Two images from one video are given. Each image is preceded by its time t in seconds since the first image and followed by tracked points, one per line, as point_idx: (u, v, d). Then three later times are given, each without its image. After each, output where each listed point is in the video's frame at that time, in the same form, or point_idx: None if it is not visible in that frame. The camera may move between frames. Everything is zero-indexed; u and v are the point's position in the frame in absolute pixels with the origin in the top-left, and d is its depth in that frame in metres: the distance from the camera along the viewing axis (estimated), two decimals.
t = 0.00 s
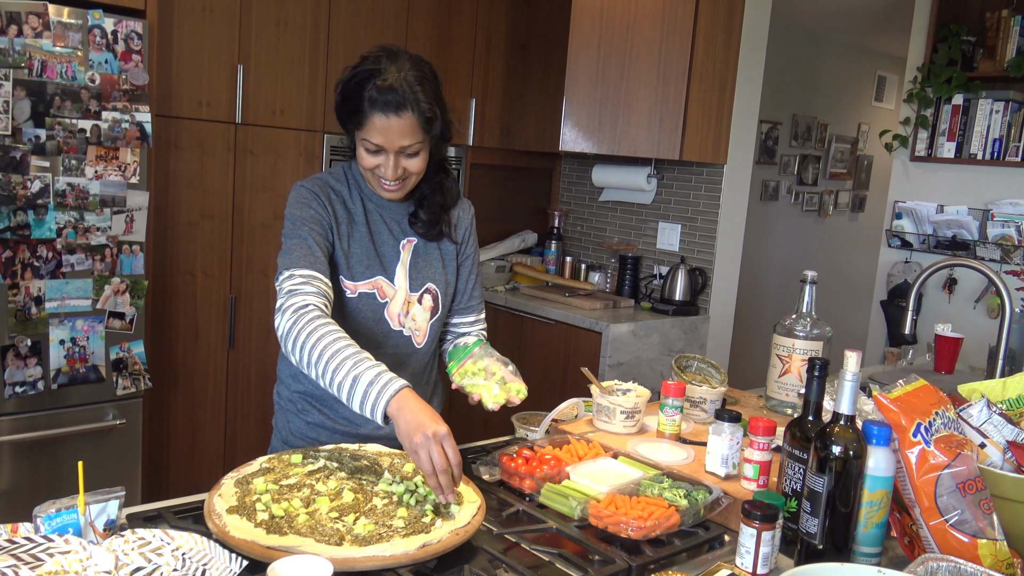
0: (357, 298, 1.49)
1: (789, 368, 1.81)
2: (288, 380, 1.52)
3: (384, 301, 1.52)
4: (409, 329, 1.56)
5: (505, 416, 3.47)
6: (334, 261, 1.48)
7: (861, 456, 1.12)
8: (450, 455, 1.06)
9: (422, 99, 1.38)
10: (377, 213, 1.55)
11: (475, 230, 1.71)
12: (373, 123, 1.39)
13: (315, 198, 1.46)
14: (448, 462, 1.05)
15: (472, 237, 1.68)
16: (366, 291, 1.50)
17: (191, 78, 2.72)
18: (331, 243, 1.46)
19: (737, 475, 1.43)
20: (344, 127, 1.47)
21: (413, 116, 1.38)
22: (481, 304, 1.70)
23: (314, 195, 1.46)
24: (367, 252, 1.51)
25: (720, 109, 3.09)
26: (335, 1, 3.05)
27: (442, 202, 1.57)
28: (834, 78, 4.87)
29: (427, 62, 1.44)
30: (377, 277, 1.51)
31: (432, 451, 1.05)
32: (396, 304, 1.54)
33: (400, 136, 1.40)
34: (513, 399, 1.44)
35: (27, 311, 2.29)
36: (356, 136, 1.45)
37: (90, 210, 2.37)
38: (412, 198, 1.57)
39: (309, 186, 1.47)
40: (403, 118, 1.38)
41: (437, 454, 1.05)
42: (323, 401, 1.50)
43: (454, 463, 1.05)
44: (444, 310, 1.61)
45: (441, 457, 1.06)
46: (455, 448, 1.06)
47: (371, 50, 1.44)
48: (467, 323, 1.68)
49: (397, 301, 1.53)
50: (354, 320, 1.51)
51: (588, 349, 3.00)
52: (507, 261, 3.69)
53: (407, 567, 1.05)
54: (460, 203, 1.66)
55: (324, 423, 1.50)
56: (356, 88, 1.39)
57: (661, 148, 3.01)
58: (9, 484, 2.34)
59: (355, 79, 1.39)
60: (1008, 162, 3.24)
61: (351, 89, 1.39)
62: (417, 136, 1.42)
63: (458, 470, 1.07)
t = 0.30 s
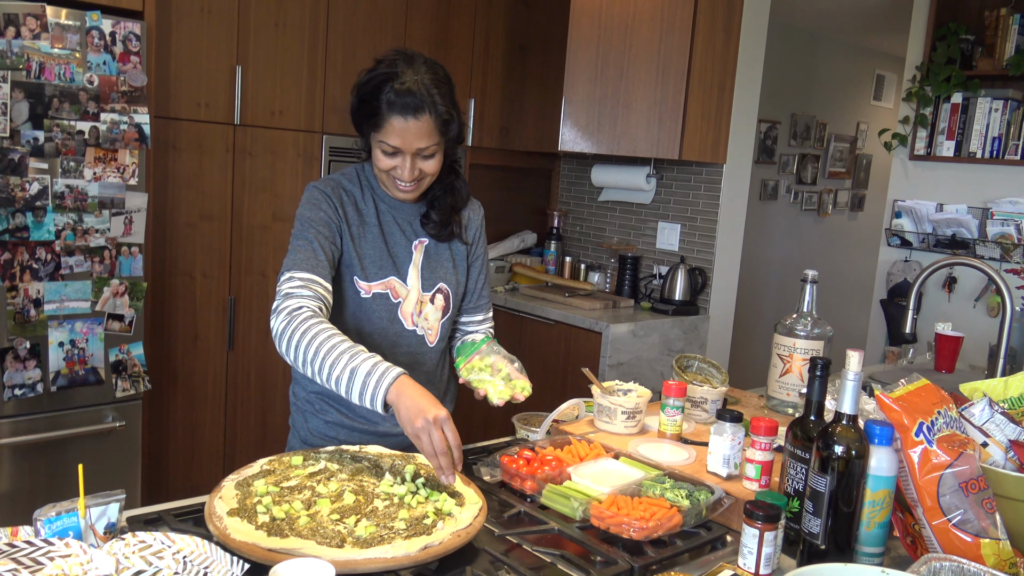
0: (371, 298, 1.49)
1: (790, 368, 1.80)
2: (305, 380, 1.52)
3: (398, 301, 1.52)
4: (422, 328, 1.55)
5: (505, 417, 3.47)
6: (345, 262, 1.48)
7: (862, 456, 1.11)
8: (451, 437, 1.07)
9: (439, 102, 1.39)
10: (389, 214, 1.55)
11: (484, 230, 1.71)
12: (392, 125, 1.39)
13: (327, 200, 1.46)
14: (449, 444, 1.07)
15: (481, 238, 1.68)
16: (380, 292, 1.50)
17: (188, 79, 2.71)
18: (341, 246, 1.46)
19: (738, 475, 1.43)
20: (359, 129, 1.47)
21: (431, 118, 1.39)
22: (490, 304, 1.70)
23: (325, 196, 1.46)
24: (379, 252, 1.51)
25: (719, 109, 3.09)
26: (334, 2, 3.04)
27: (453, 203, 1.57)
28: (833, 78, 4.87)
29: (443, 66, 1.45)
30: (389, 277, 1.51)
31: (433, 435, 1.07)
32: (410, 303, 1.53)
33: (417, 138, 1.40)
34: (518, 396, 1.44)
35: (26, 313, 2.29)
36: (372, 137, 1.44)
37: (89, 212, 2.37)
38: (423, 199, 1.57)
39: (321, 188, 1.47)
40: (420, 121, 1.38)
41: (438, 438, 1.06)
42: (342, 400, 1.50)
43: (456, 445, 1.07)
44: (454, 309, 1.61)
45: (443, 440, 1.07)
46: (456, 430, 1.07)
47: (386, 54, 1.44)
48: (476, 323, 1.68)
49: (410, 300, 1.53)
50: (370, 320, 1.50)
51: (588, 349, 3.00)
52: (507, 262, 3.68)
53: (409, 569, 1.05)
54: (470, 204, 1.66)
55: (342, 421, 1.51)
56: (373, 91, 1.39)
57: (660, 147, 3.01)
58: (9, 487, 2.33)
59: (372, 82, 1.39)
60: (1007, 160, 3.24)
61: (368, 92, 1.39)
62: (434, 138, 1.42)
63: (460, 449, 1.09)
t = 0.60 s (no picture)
0: (379, 293, 1.49)
1: (791, 364, 1.80)
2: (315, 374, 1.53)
3: (405, 296, 1.52)
4: (429, 324, 1.55)
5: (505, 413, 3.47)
6: (352, 258, 1.48)
7: (864, 452, 1.11)
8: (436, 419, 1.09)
9: (448, 101, 1.39)
10: (397, 211, 1.55)
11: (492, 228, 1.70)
12: (401, 122, 1.39)
13: (334, 196, 1.46)
14: (434, 426, 1.10)
15: (490, 235, 1.67)
16: (386, 287, 1.50)
17: (187, 76, 2.71)
18: (346, 243, 1.46)
19: (739, 473, 1.43)
20: (370, 127, 1.47)
21: (439, 116, 1.39)
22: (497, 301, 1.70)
23: (332, 193, 1.46)
24: (386, 248, 1.51)
25: (719, 105, 3.08)
26: None
27: (461, 201, 1.57)
28: (833, 75, 4.86)
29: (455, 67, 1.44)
30: (396, 273, 1.51)
31: (420, 417, 1.09)
32: (417, 299, 1.53)
33: (426, 135, 1.40)
34: (517, 389, 1.45)
35: (25, 310, 2.28)
36: (381, 134, 1.44)
37: (88, 208, 2.36)
38: (432, 197, 1.57)
39: (329, 184, 1.47)
40: (429, 118, 1.38)
41: (424, 420, 1.09)
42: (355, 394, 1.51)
43: (441, 428, 1.10)
44: (461, 306, 1.61)
45: (429, 421, 1.10)
46: (441, 413, 1.10)
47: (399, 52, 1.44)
48: (482, 320, 1.67)
49: (417, 296, 1.53)
50: (377, 315, 1.50)
51: (589, 346, 2.99)
52: (507, 258, 3.68)
53: (409, 565, 1.05)
54: (479, 202, 1.66)
55: (352, 415, 1.51)
56: (383, 89, 1.39)
57: (660, 144, 3.01)
58: (8, 483, 2.33)
59: (383, 80, 1.39)
60: (1008, 158, 3.23)
61: (378, 89, 1.40)
62: (442, 136, 1.42)
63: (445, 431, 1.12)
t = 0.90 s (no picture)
0: (375, 284, 1.49)
1: (788, 359, 1.80)
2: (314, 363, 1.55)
3: (401, 288, 1.52)
4: (426, 316, 1.55)
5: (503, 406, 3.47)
6: (346, 249, 1.48)
7: (861, 447, 1.12)
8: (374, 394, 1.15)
9: (448, 92, 1.40)
10: (398, 203, 1.55)
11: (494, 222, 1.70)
12: (401, 112, 1.40)
13: (330, 188, 1.48)
14: (372, 401, 1.15)
15: (491, 231, 1.67)
16: (382, 278, 1.50)
17: (186, 67, 2.70)
18: (332, 233, 1.47)
19: (735, 467, 1.43)
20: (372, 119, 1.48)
21: (438, 107, 1.40)
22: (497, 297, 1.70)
23: (328, 185, 1.48)
24: (383, 240, 1.51)
25: (719, 100, 3.08)
26: None
27: (462, 196, 1.57)
28: (833, 70, 4.85)
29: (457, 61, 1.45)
30: (393, 265, 1.51)
31: (358, 392, 1.15)
32: (413, 291, 1.53)
33: (426, 125, 1.40)
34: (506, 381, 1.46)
35: (23, 301, 2.28)
36: (382, 125, 1.45)
37: (86, 200, 2.36)
38: (433, 190, 1.58)
39: (326, 175, 1.49)
40: (429, 109, 1.39)
41: (362, 393, 1.15)
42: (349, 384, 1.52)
43: (380, 401, 1.15)
44: (459, 299, 1.61)
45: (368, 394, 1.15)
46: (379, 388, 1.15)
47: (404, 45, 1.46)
48: (482, 315, 1.68)
49: (413, 288, 1.53)
50: (375, 307, 1.50)
51: (587, 340, 2.99)
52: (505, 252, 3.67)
53: (405, 558, 1.05)
54: (482, 197, 1.66)
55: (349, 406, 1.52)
56: (384, 80, 1.40)
57: (659, 138, 3.00)
58: (6, 474, 2.33)
59: (384, 70, 1.40)
60: (1007, 154, 3.23)
61: (381, 80, 1.41)
62: (441, 127, 1.42)
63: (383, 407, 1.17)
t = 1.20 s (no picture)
0: (353, 275, 1.48)
1: (786, 353, 1.81)
2: (291, 354, 1.53)
3: (380, 280, 1.50)
4: (404, 311, 1.53)
5: (501, 400, 3.47)
6: (327, 239, 1.48)
7: (858, 441, 1.12)
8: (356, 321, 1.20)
9: (440, 75, 1.40)
10: (385, 194, 1.54)
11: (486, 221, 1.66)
12: (394, 98, 1.40)
13: (315, 177, 1.48)
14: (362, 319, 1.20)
15: (481, 228, 1.63)
16: (361, 269, 1.49)
17: (184, 59, 2.69)
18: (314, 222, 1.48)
19: (733, 460, 1.43)
20: (363, 106, 1.48)
21: (431, 92, 1.40)
22: (485, 297, 1.63)
23: (313, 174, 1.48)
24: (365, 231, 1.50)
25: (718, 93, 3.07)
26: None
27: (452, 187, 1.55)
28: (832, 64, 4.84)
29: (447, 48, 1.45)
30: (374, 256, 1.50)
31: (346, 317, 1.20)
32: (393, 284, 1.51)
33: (418, 111, 1.40)
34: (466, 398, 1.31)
35: (21, 293, 2.27)
36: (374, 112, 1.45)
37: (83, 192, 2.35)
38: (424, 183, 1.56)
39: (313, 165, 1.49)
40: (421, 93, 1.39)
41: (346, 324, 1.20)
42: (322, 376, 1.51)
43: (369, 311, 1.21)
44: (443, 296, 1.58)
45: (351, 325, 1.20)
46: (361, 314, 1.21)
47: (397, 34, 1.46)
48: (467, 315, 1.62)
49: (393, 281, 1.51)
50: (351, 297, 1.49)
51: (585, 333, 3.00)
52: (503, 245, 3.67)
53: (403, 550, 1.05)
54: (472, 193, 1.62)
55: (323, 400, 1.50)
56: (376, 66, 1.41)
57: (658, 132, 3.00)
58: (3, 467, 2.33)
59: (376, 57, 1.41)
60: (1005, 148, 3.23)
61: (372, 67, 1.41)
62: (434, 112, 1.42)
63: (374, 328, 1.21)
